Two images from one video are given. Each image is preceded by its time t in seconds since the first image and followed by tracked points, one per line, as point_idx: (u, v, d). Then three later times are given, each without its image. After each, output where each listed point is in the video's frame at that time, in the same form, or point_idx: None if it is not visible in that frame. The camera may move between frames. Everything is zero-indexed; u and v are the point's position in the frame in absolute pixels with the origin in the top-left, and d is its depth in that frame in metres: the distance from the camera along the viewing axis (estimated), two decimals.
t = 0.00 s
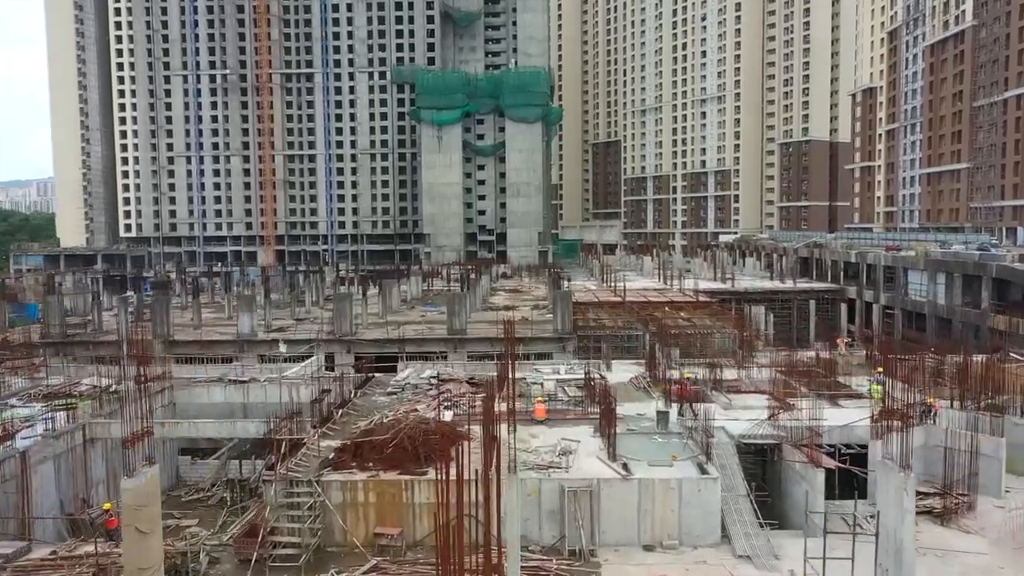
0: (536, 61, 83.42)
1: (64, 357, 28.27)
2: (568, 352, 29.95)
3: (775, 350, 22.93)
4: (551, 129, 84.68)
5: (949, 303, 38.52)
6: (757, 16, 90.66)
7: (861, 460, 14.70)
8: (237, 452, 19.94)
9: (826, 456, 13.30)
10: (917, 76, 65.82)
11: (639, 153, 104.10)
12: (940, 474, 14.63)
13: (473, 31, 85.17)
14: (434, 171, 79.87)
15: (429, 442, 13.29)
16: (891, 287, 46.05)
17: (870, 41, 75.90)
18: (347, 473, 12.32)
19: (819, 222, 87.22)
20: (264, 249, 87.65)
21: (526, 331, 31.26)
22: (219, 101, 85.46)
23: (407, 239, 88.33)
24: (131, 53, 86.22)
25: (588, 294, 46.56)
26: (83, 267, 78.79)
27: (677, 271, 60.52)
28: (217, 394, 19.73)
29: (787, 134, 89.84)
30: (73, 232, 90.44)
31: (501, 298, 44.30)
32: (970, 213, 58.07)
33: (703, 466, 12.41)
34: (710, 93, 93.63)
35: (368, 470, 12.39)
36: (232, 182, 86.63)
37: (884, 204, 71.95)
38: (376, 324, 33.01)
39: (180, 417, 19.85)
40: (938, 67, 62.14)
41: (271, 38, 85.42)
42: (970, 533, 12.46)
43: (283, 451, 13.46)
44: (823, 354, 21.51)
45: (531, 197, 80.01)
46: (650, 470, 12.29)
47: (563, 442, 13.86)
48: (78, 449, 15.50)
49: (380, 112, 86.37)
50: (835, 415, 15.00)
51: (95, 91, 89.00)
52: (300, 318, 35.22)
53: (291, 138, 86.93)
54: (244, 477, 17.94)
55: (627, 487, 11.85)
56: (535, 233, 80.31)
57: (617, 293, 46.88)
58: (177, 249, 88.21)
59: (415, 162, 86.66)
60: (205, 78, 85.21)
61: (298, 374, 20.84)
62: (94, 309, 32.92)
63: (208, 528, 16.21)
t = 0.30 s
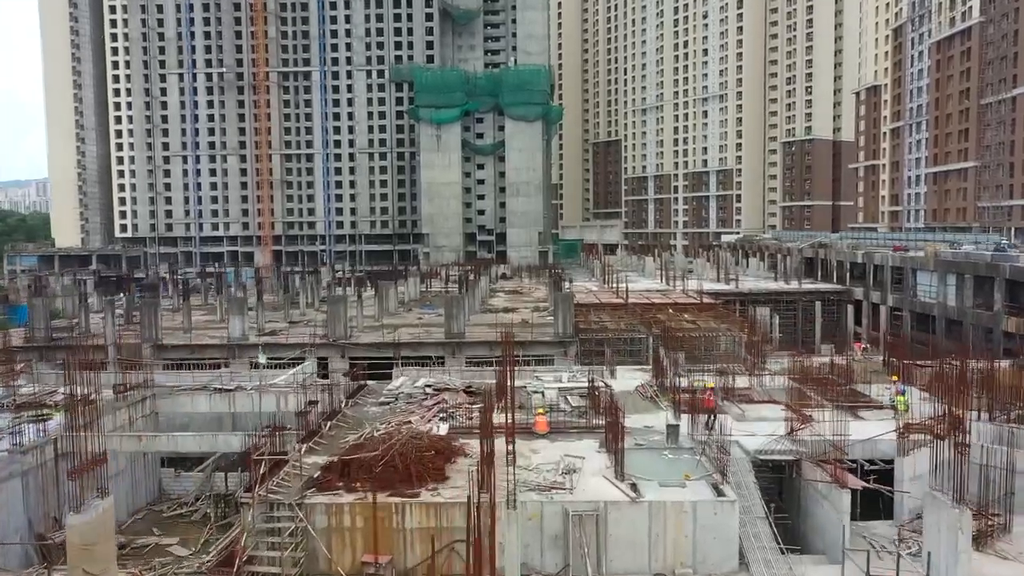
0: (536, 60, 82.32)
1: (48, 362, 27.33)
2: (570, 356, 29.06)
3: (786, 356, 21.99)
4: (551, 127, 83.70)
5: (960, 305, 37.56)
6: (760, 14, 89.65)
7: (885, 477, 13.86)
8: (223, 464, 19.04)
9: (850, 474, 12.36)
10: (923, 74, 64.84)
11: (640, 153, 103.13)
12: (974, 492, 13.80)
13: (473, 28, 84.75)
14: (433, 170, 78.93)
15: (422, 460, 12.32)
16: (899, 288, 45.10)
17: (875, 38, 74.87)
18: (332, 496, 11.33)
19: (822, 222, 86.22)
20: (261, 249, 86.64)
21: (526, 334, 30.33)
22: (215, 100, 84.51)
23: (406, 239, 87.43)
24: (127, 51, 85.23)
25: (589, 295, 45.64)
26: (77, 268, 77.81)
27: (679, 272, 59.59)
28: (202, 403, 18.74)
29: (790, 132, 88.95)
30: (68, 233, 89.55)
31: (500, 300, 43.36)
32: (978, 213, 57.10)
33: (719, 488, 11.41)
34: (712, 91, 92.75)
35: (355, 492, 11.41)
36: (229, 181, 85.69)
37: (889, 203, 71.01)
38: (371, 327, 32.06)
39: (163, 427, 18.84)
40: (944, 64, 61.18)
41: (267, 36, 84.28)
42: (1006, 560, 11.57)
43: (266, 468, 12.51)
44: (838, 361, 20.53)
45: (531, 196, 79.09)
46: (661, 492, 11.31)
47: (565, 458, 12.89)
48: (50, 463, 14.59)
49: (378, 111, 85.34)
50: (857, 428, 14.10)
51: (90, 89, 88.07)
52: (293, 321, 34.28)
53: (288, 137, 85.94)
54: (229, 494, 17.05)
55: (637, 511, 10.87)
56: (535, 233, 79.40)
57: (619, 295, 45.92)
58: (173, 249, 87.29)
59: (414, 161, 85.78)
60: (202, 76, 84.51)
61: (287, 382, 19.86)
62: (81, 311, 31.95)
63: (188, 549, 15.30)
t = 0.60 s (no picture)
0: (536, 57, 81.29)
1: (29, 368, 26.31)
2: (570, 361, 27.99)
3: (799, 362, 20.93)
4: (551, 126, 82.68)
5: (972, 307, 36.54)
6: (762, 11, 88.65)
7: (916, 498, 12.81)
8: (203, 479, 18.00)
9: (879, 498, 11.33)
10: (929, 71, 63.82)
11: (640, 152, 102.08)
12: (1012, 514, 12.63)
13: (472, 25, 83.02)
14: (431, 169, 77.88)
15: (411, 483, 11.26)
16: (907, 289, 44.11)
17: (879, 35, 73.81)
18: (312, 523, 10.28)
19: (825, 222, 85.21)
20: (258, 249, 85.58)
21: (525, 337, 29.29)
22: (211, 98, 83.58)
23: (404, 239, 86.40)
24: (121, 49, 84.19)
25: (590, 296, 44.63)
26: (72, 268, 76.86)
27: (682, 272, 58.59)
28: (181, 413, 17.71)
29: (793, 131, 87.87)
30: (62, 233, 88.50)
31: (499, 302, 42.33)
32: (985, 212, 56.04)
33: (737, 515, 10.36)
34: (714, 89, 91.78)
35: (337, 519, 10.36)
36: (225, 180, 84.63)
37: (894, 203, 69.98)
38: (366, 331, 31.03)
39: (141, 439, 17.84)
40: (951, 61, 60.12)
41: (264, 33, 83.19)
42: None
43: (241, 491, 11.47)
44: (855, 368, 19.47)
45: (530, 195, 78.08)
46: (673, 519, 10.26)
47: (568, 480, 11.81)
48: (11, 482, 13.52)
49: (376, 109, 84.19)
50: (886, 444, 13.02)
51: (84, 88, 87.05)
52: (286, 324, 33.25)
53: (285, 135, 84.85)
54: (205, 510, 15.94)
55: (648, 541, 9.81)
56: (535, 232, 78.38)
57: (620, 296, 44.91)
58: (168, 249, 86.25)
59: (411, 160, 84.77)
60: (197, 74, 83.42)
61: (273, 390, 18.83)
62: (66, 315, 30.95)
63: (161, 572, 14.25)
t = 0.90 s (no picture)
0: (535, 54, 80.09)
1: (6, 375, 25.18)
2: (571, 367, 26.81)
3: (813, 370, 19.79)
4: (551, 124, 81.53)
5: (986, 309, 35.44)
6: (765, 9, 87.55)
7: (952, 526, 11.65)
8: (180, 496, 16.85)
9: (915, 527, 10.23)
10: (936, 67, 62.68)
11: (640, 151, 100.95)
12: None
13: (470, 23, 82.22)
14: (429, 168, 76.76)
15: (397, 513, 10.13)
16: (917, 291, 42.99)
17: (884, 31, 72.64)
18: (283, 560, 9.17)
19: (828, 222, 84.09)
20: (254, 250, 84.42)
21: (524, 341, 28.14)
22: (206, 96, 82.42)
23: (402, 239, 85.25)
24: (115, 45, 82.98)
25: (590, 298, 43.47)
26: (65, 268, 75.70)
27: (684, 273, 57.53)
28: (157, 426, 16.62)
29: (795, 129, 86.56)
30: (55, 232, 87.40)
31: (498, 303, 41.21)
32: (994, 211, 54.88)
33: (760, 550, 9.26)
34: (716, 87, 90.70)
35: (311, 555, 9.25)
36: (220, 180, 83.54)
37: (899, 202, 68.89)
38: (359, 334, 29.91)
39: (114, 453, 16.77)
40: (959, 58, 58.97)
41: (260, 30, 82.06)
42: None
43: (208, 522, 10.40)
44: (874, 377, 18.33)
45: (530, 194, 76.96)
46: (689, 555, 9.18)
47: (571, 507, 10.69)
48: None
49: (373, 107, 82.96)
50: (920, 464, 11.89)
51: (78, 85, 85.91)
52: (277, 327, 32.11)
53: (281, 134, 83.73)
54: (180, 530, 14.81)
55: None
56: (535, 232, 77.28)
57: (622, 298, 43.78)
58: (163, 249, 85.11)
59: (409, 159, 83.62)
60: (192, 72, 82.21)
61: (254, 400, 17.74)
62: (47, 318, 29.81)
63: None
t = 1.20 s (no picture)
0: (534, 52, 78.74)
1: None
2: (573, 372, 25.64)
3: (830, 380, 18.59)
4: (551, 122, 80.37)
5: (1001, 312, 34.33)
6: (768, 6, 86.44)
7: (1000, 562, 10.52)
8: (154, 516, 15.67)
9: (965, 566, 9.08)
10: (943, 64, 61.58)
11: (641, 149, 99.80)
12: None
13: (469, 19, 80.87)
14: (427, 167, 75.59)
15: (379, 551, 8.97)
16: (928, 292, 41.88)
17: (889, 27, 71.49)
18: None
19: (832, 221, 82.89)
20: (250, 250, 83.19)
21: (524, 346, 26.99)
22: (201, 93, 81.27)
23: (399, 238, 83.96)
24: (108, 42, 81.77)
25: (591, 299, 42.30)
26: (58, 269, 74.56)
27: (687, 273, 56.39)
28: (128, 441, 15.37)
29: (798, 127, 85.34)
30: (48, 232, 86.18)
31: (496, 305, 40.04)
32: (1004, 211, 53.73)
33: None
34: (718, 85, 89.60)
35: None
36: (215, 178, 82.37)
37: (905, 201, 67.79)
38: (352, 339, 28.76)
39: (82, 471, 15.68)
40: (967, 53, 57.84)
41: (255, 27, 80.92)
42: None
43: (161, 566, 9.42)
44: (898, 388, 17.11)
45: (529, 193, 75.79)
46: None
47: (575, 542, 9.55)
48: None
49: (370, 105, 81.83)
50: (967, 489, 10.77)
51: (71, 83, 84.67)
52: (267, 330, 30.92)
53: (277, 132, 82.65)
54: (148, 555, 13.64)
55: None
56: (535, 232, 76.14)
57: (624, 299, 42.62)
58: (157, 249, 83.90)
59: (407, 157, 82.40)
60: (186, 69, 81.02)
61: (236, 412, 16.48)
62: (26, 321, 28.58)
63: None
